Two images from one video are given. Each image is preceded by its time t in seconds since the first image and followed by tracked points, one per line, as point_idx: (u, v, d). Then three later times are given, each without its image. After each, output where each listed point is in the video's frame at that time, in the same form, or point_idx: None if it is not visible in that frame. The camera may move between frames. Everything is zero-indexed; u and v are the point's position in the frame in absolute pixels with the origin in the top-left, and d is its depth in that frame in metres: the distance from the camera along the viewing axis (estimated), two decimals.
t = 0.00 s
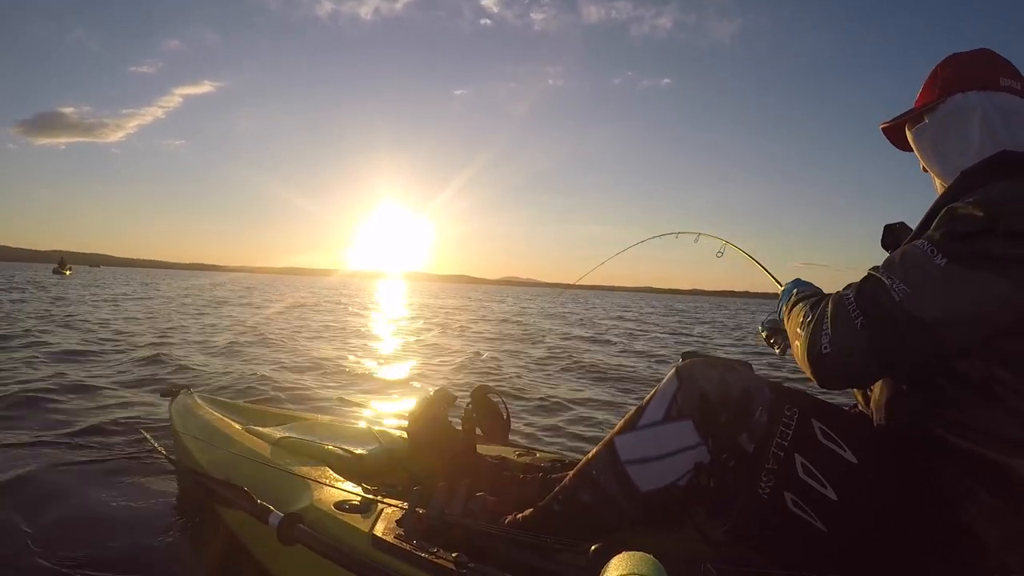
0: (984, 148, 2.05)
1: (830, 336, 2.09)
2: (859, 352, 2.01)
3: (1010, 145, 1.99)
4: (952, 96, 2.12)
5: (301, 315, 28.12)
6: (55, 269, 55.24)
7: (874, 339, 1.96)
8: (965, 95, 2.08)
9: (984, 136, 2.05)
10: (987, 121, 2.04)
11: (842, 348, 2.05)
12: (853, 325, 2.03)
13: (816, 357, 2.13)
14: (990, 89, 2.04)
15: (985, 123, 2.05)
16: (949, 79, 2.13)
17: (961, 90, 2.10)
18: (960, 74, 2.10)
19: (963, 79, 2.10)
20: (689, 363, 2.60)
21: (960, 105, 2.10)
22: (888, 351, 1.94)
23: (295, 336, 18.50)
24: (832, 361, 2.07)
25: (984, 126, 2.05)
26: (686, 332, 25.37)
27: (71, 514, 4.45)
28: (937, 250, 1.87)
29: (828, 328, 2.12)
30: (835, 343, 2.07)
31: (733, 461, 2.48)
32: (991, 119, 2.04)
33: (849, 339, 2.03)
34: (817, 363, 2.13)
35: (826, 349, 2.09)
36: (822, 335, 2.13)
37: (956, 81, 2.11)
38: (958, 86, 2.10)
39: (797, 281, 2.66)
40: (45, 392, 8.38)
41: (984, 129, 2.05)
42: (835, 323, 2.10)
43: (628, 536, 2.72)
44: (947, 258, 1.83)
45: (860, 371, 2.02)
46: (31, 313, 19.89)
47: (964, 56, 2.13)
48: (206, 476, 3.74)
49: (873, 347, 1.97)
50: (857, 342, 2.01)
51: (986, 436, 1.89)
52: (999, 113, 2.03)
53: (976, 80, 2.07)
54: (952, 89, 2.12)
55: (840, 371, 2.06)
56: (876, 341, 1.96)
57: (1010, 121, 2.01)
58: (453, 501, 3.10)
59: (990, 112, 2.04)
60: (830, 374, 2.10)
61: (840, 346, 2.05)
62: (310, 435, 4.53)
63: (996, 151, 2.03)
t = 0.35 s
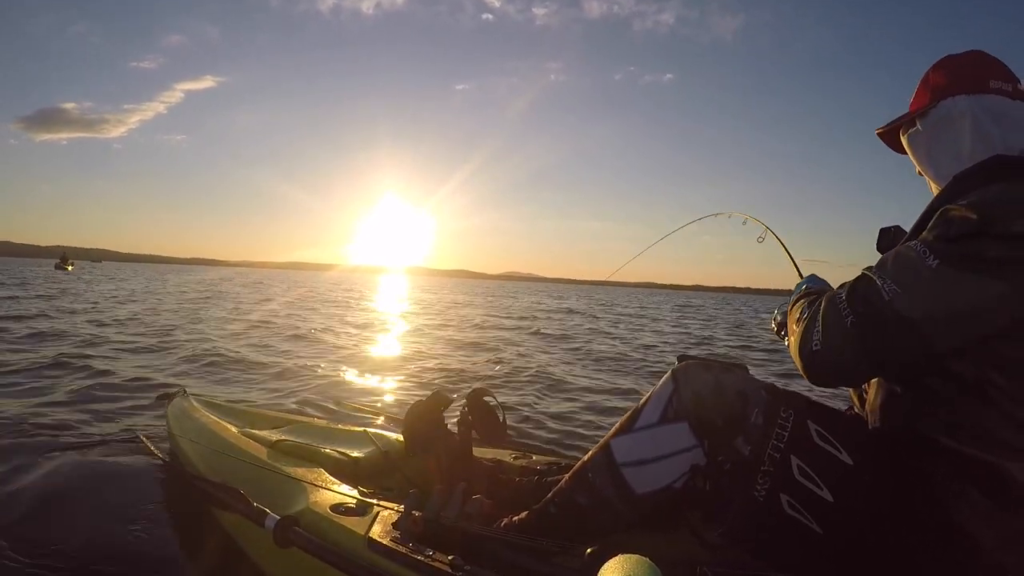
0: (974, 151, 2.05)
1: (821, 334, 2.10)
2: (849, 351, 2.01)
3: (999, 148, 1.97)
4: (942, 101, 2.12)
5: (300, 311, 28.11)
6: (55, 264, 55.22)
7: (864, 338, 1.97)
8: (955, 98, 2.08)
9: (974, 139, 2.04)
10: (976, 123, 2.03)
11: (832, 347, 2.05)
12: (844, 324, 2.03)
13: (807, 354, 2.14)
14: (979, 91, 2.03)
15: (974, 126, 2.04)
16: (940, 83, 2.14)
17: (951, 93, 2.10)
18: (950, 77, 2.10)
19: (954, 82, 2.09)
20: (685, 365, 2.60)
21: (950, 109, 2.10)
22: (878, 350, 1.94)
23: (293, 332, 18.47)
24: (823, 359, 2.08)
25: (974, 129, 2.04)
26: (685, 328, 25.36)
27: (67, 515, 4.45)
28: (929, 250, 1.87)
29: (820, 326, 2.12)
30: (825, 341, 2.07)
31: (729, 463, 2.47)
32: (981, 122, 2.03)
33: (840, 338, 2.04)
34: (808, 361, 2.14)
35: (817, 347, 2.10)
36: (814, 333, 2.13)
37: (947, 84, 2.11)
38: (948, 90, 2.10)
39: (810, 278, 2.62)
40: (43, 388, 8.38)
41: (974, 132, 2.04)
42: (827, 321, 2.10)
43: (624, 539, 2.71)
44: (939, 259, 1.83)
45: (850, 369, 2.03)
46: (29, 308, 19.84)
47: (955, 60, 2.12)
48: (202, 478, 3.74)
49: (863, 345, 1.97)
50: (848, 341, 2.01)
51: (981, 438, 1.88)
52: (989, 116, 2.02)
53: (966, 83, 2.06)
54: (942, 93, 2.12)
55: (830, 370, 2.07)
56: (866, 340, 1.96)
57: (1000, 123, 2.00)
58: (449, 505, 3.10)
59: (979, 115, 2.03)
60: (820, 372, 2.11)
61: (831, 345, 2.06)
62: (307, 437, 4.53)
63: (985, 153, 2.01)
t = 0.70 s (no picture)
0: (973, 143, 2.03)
1: (822, 327, 2.08)
2: (850, 344, 1.99)
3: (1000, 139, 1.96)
4: (938, 94, 2.10)
5: (302, 308, 28.11)
6: (58, 263, 55.42)
7: (865, 331, 1.95)
8: (952, 91, 2.06)
9: (972, 132, 2.04)
10: (974, 114, 2.02)
11: (834, 340, 2.03)
12: (844, 317, 2.01)
13: (808, 348, 2.12)
14: (975, 83, 2.02)
15: (972, 118, 2.03)
16: (935, 76, 2.12)
17: (947, 86, 2.08)
18: (944, 70, 2.09)
19: (949, 74, 2.08)
20: (687, 354, 2.59)
21: (946, 102, 2.08)
22: (879, 343, 1.93)
23: (294, 329, 18.46)
24: (824, 353, 2.06)
25: (972, 120, 2.03)
26: (687, 323, 25.34)
27: (70, 506, 4.45)
28: (929, 241, 1.85)
29: (820, 318, 2.10)
30: (826, 334, 2.05)
31: (730, 452, 2.46)
32: (978, 114, 2.02)
33: (841, 330, 2.02)
34: (809, 354, 2.12)
35: (818, 340, 2.08)
36: (815, 326, 2.11)
37: (943, 77, 2.09)
38: (944, 82, 2.09)
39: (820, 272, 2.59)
40: (45, 386, 8.38)
41: (972, 123, 2.03)
42: (827, 315, 2.08)
43: (625, 527, 2.71)
44: (939, 250, 1.81)
45: (852, 362, 2.01)
46: (30, 307, 19.82)
47: (948, 52, 2.11)
48: (204, 467, 3.74)
49: (864, 339, 1.95)
50: (849, 334, 1.99)
51: (983, 427, 1.87)
52: (986, 106, 2.01)
53: (962, 74, 2.05)
54: (938, 86, 2.11)
55: (832, 364, 2.05)
56: (867, 333, 1.95)
57: (998, 113, 1.99)
58: (450, 493, 3.09)
59: (975, 106, 2.02)
60: (821, 365, 2.09)
61: (831, 337, 2.04)
62: (308, 426, 4.53)
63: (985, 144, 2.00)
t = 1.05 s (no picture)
0: (974, 145, 2.03)
1: (829, 331, 2.07)
2: (859, 347, 1.98)
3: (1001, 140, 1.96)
4: (938, 98, 2.10)
5: (304, 309, 28.12)
6: (61, 263, 55.53)
7: (874, 334, 1.93)
8: (951, 94, 2.07)
9: (972, 134, 2.03)
10: (975, 117, 2.02)
11: (843, 344, 2.01)
12: (852, 321, 2.00)
13: (816, 353, 2.11)
14: (974, 85, 2.03)
15: (973, 120, 2.03)
16: (934, 80, 2.12)
17: (946, 90, 2.08)
18: (943, 74, 2.09)
19: (948, 77, 2.08)
20: (689, 355, 2.58)
21: (945, 105, 2.08)
22: (888, 347, 1.91)
23: (295, 330, 18.46)
24: (833, 357, 2.05)
25: (973, 122, 2.03)
26: (688, 326, 25.29)
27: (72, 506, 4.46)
28: (937, 243, 1.84)
29: (827, 322, 2.09)
30: (835, 338, 2.04)
31: (732, 454, 2.45)
32: (978, 115, 2.02)
33: (849, 333, 2.00)
34: (818, 359, 2.10)
35: (826, 344, 2.07)
36: (822, 331, 2.10)
37: (942, 80, 2.09)
38: (943, 86, 2.09)
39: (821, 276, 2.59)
40: (47, 386, 8.39)
41: (973, 125, 2.03)
42: (835, 319, 2.07)
43: (625, 528, 2.71)
44: (947, 252, 1.81)
45: (860, 366, 1.99)
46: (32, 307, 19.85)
47: (947, 56, 2.12)
48: (205, 467, 3.74)
49: (872, 343, 1.94)
50: (857, 337, 1.98)
51: (987, 429, 1.87)
52: (986, 108, 2.00)
53: (960, 77, 2.05)
54: (937, 89, 2.11)
55: (840, 368, 2.03)
56: (876, 336, 1.93)
57: (998, 114, 1.99)
58: (452, 494, 3.09)
59: (975, 108, 2.02)
60: (830, 370, 2.07)
61: (840, 341, 2.03)
62: (310, 426, 4.54)
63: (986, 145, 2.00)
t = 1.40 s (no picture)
0: (973, 147, 2.02)
1: (825, 329, 2.08)
2: (853, 345, 1.98)
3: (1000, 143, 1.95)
4: (936, 100, 2.10)
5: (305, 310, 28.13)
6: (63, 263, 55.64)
7: (868, 333, 1.94)
8: (950, 96, 2.06)
9: (971, 136, 2.02)
10: (973, 119, 2.01)
11: (838, 342, 2.02)
12: (847, 320, 2.00)
13: (812, 351, 2.11)
14: (973, 87, 2.02)
15: (972, 122, 2.02)
16: (933, 82, 2.12)
17: (944, 92, 2.08)
18: (942, 76, 2.09)
19: (947, 79, 2.08)
20: (687, 359, 2.58)
21: (944, 107, 2.08)
22: (883, 346, 1.91)
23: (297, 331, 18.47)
24: (828, 355, 2.06)
25: (971, 124, 2.02)
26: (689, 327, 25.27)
27: (71, 510, 4.46)
28: (932, 244, 1.84)
29: (823, 320, 2.10)
30: (830, 336, 2.04)
31: (730, 457, 2.45)
32: (977, 117, 2.01)
33: (844, 332, 2.01)
34: (814, 356, 2.11)
35: (821, 342, 2.08)
36: (818, 329, 2.11)
37: (940, 82, 2.09)
38: (941, 88, 2.09)
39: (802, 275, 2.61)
40: (47, 387, 8.39)
41: (971, 127, 2.02)
42: (830, 317, 2.08)
43: (623, 531, 2.71)
44: (942, 252, 1.81)
45: (855, 365, 1.99)
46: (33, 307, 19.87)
47: (945, 59, 2.12)
48: (204, 472, 3.74)
49: (867, 342, 1.94)
50: (852, 336, 1.98)
51: (983, 431, 1.86)
52: (985, 110, 2.00)
53: (959, 79, 2.05)
54: (936, 92, 2.10)
55: (835, 366, 2.04)
56: (870, 335, 1.94)
57: (998, 117, 1.98)
58: (451, 497, 3.08)
59: (974, 110, 2.01)
60: (826, 368, 2.08)
61: (835, 339, 2.03)
62: (309, 430, 4.54)
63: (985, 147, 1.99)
